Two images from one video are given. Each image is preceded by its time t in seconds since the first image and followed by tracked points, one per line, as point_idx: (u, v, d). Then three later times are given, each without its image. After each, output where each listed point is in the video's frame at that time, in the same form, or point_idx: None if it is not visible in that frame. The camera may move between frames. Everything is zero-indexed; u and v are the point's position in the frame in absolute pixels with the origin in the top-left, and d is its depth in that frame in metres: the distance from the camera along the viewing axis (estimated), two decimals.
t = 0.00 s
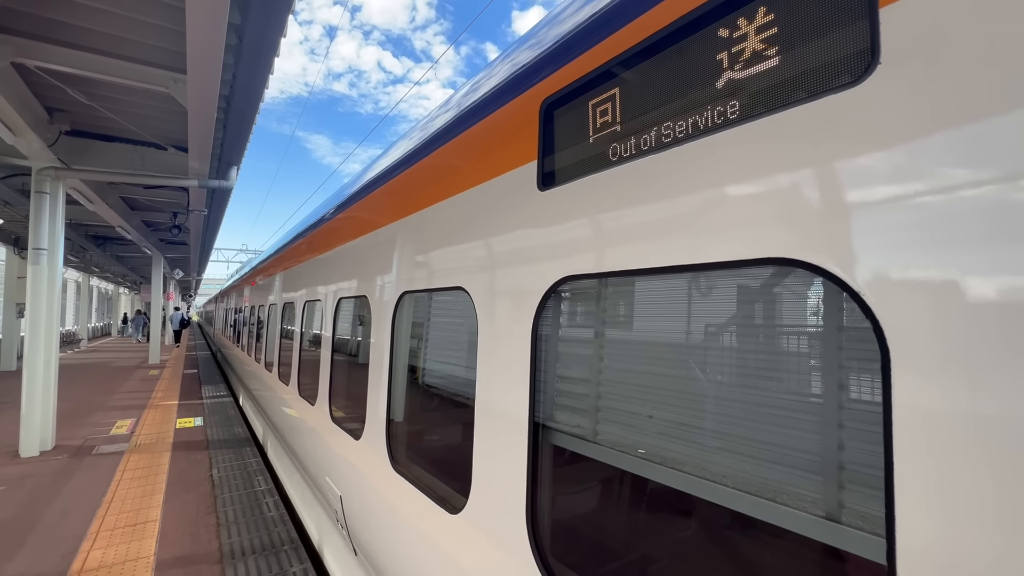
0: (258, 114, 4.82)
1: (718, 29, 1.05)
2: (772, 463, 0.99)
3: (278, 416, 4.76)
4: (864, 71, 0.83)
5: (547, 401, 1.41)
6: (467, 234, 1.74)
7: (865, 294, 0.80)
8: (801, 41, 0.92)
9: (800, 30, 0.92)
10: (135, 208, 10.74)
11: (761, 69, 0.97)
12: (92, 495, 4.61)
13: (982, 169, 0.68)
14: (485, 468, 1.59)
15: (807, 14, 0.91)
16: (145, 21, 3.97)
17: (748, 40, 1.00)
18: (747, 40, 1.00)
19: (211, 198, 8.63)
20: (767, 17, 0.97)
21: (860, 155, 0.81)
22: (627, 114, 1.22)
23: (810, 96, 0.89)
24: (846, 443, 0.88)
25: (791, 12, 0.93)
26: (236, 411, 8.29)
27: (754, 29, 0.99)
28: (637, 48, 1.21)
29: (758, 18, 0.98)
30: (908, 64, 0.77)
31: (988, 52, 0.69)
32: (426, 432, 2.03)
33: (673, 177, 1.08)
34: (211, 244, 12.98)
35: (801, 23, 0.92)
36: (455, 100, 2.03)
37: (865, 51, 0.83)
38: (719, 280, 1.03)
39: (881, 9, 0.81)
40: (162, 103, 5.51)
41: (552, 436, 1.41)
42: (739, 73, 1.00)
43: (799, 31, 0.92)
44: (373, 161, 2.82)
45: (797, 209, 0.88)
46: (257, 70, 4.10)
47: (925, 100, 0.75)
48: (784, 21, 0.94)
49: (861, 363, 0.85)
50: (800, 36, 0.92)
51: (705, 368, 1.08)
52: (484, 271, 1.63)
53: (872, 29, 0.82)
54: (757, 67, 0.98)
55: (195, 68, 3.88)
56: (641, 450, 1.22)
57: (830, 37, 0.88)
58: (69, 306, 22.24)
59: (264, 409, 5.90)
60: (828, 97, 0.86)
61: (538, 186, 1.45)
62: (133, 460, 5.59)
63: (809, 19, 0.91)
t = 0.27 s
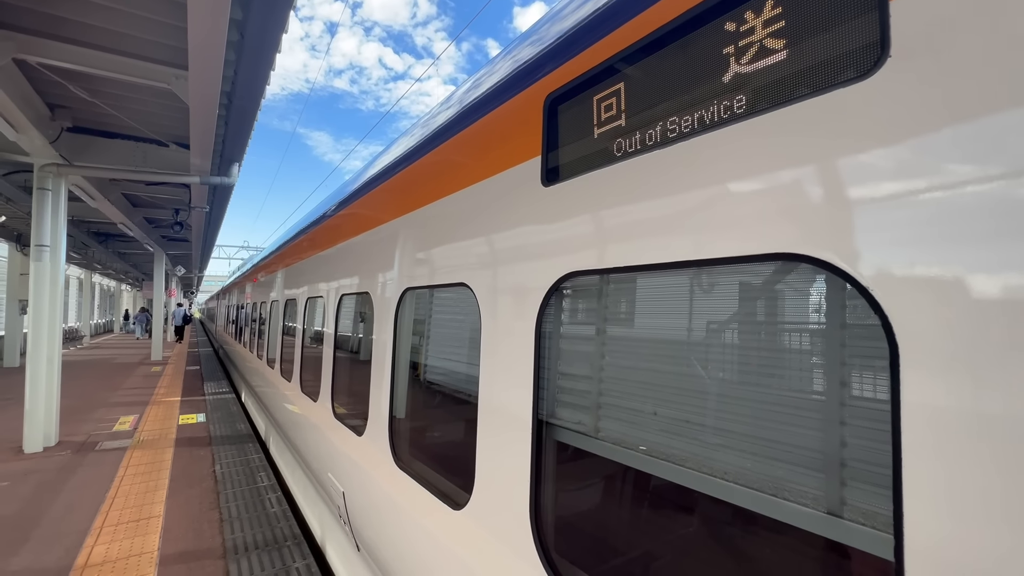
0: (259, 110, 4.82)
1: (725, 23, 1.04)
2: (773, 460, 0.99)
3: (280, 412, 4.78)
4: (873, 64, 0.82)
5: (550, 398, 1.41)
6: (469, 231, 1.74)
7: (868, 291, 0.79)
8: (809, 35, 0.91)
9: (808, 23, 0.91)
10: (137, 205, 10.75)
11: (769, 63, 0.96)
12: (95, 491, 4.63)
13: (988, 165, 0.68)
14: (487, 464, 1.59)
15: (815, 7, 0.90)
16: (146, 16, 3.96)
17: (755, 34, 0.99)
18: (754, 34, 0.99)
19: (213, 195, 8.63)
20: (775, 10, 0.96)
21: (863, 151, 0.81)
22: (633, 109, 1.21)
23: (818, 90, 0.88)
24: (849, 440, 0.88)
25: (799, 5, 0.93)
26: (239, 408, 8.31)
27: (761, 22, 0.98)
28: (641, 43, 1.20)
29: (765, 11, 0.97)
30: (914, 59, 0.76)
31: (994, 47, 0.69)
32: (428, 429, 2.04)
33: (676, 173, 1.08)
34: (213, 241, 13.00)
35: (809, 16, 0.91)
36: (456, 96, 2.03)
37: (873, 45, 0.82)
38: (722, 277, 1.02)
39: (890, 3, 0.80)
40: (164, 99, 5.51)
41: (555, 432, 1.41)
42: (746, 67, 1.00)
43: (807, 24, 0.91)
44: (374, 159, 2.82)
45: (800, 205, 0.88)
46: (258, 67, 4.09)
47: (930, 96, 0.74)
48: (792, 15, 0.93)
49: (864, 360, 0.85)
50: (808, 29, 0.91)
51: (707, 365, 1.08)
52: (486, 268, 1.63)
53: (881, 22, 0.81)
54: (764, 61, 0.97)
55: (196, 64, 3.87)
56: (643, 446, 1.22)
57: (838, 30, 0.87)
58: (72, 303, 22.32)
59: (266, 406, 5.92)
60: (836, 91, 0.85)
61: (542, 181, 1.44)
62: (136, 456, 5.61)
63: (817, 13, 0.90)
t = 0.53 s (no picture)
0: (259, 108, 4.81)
1: (727, 18, 1.04)
2: (775, 459, 0.99)
3: (281, 409, 4.79)
4: (876, 59, 0.81)
5: (550, 395, 1.41)
6: (469, 229, 1.74)
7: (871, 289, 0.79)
8: (811, 30, 0.91)
9: (811, 18, 0.91)
10: (137, 202, 10.75)
11: (770, 58, 0.96)
12: (97, 488, 4.65)
13: (991, 162, 0.67)
14: (488, 462, 1.60)
15: (818, 3, 0.90)
16: (146, 14, 3.95)
17: (757, 29, 0.99)
18: (756, 29, 0.99)
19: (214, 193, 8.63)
20: (777, 5, 0.96)
21: (864, 148, 0.81)
22: (633, 105, 1.21)
23: (821, 85, 0.88)
24: (849, 437, 0.88)
25: None
26: (240, 405, 8.32)
27: (763, 17, 0.98)
28: (641, 39, 1.20)
29: (767, 6, 0.97)
30: (917, 55, 0.76)
31: (997, 43, 0.68)
32: (428, 426, 2.04)
33: (677, 170, 1.08)
34: (213, 239, 12.99)
35: (811, 11, 0.91)
36: (456, 93, 2.03)
37: (876, 40, 0.82)
38: (723, 275, 1.02)
39: None
40: (164, 97, 5.50)
41: (555, 429, 1.41)
42: (748, 63, 0.99)
43: (809, 20, 0.91)
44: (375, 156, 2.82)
45: (801, 202, 0.88)
46: (258, 63, 4.08)
47: (932, 92, 0.74)
48: (795, 9, 0.93)
49: (864, 358, 0.85)
50: (811, 23, 0.91)
51: (708, 363, 1.08)
52: (487, 266, 1.63)
53: (884, 17, 0.81)
54: (766, 56, 0.97)
55: (196, 61, 3.86)
56: (643, 444, 1.23)
57: (841, 25, 0.87)
58: (73, 300, 22.34)
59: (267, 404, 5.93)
60: (839, 85, 0.85)
61: (543, 178, 1.44)
62: (137, 453, 5.62)
63: (820, 8, 0.90)
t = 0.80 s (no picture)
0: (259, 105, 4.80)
1: (727, 12, 1.04)
2: (776, 458, 0.99)
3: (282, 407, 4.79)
4: (878, 53, 0.81)
5: (550, 393, 1.41)
6: (469, 227, 1.73)
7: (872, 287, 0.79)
8: (813, 24, 0.90)
9: (813, 13, 0.91)
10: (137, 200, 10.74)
11: (772, 52, 0.96)
12: (98, 485, 4.66)
13: (991, 158, 0.67)
14: (488, 460, 1.60)
15: None
16: (145, 11, 3.94)
17: (759, 23, 0.98)
18: (757, 23, 0.99)
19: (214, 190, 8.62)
20: None
21: (865, 145, 0.81)
22: (634, 102, 1.21)
23: (823, 79, 0.88)
24: (850, 435, 0.88)
25: None
26: (240, 403, 8.33)
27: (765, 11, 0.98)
28: (641, 34, 1.20)
29: None
30: (918, 51, 0.76)
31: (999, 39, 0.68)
32: (429, 424, 2.04)
33: (678, 167, 1.08)
34: (213, 236, 12.99)
35: (813, 5, 0.91)
36: (456, 90, 2.03)
37: (878, 34, 0.82)
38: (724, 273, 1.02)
39: None
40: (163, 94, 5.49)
41: (556, 427, 1.41)
42: (750, 57, 0.99)
43: (811, 14, 0.91)
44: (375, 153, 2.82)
45: (801, 199, 0.88)
46: (257, 60, 4.07)
47: (933, 89, 0.74)
48: (796, 3, 0.93)
49: (866, 355, 0.85)
50: (813, 17, 0.91)
51: (708, 361, 1.08)
52: (487, 264, 1.63)
53: (886, 11, 0.81)
54: (767, 51, 0.97)
55: (195, 59, 3.85)
56: (643, 442, 1.23)
57: (843, 19, 0.87)
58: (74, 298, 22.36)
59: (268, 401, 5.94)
60: (841, 79, 0.85)
61: (543, 175, 1.44)
62: (138, 451, 5.63)
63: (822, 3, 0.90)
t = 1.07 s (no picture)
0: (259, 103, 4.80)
1: (727, 9, 1.03)
2: (776, 456, 0.99)
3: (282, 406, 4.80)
4: (877, 50, 0.81)
5: (550, 391, 1.41)
6: (469, 225, 1.73)
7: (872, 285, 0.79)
8: (813, 21, 0.90)
9: (812, 9, 0.91)
10: (137, 199, 10.74)
11: (771, 49, 0.96)
12: (98, 484, 4.66)
13: (992, 156, 0.67)
14: (488, 458, 1.60)
15: None
16: (144, 9, 3.94)
17: (758, 20, 0.98)
18: (756, 20, 0.99)
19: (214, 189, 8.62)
20: None
21: (865, 143, 0.81)
22: (633, 99, 1.21)
23: (824, 76, 0.87)
24: (850, 433, 0.88)
25: None
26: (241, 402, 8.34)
27: (764, 8, 0.98)
28: (640, 31, 1.20)
29: None
30: (918, 49, 0.76)
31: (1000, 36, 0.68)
32: (429, 423, 2.04)
33: (677, 165, 1.08)
34: (213, 235, 12.99)
35: (812, 2, 0.91)
36: (455, 88, 2.03)
37: (877, 31, 0.82)
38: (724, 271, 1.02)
39: None
40: (163, 93, 5.48)
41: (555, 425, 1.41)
42: (749, 54, 0.99)
43: (810, 10, 0.91)
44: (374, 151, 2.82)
45: (801, 197, 0.88)
46: (257, 58, 4.06)
47: (933, 87, 0.74)
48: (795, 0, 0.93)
49: (866, 354, 0.85)
50: (813, 14, 0.91)
51: (708, 360, 1.08)
52: (487, 262, 1.63)
53: (885, 9, 0.81)
54: (766, 48, 0.96)
55: (195, 57, 3.84)
56: (643, 441, 1.23)
57: (843, 16, 0.87)
58: (74, 296, 22.38)
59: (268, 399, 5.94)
60: (840, 77, 0.85)
61: (542, 173, 1.44)
62: (138, 449, 5.64)
63: None
